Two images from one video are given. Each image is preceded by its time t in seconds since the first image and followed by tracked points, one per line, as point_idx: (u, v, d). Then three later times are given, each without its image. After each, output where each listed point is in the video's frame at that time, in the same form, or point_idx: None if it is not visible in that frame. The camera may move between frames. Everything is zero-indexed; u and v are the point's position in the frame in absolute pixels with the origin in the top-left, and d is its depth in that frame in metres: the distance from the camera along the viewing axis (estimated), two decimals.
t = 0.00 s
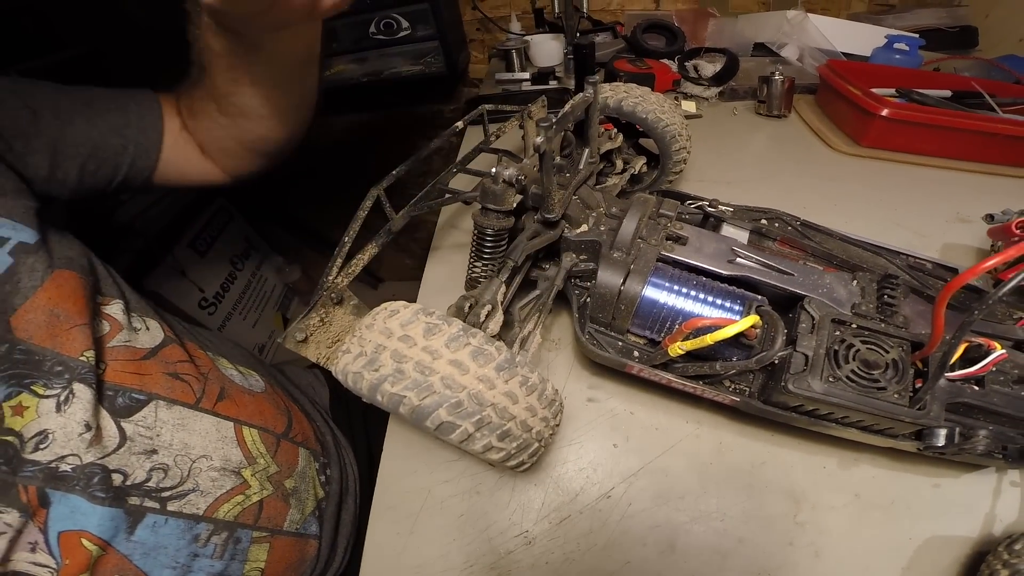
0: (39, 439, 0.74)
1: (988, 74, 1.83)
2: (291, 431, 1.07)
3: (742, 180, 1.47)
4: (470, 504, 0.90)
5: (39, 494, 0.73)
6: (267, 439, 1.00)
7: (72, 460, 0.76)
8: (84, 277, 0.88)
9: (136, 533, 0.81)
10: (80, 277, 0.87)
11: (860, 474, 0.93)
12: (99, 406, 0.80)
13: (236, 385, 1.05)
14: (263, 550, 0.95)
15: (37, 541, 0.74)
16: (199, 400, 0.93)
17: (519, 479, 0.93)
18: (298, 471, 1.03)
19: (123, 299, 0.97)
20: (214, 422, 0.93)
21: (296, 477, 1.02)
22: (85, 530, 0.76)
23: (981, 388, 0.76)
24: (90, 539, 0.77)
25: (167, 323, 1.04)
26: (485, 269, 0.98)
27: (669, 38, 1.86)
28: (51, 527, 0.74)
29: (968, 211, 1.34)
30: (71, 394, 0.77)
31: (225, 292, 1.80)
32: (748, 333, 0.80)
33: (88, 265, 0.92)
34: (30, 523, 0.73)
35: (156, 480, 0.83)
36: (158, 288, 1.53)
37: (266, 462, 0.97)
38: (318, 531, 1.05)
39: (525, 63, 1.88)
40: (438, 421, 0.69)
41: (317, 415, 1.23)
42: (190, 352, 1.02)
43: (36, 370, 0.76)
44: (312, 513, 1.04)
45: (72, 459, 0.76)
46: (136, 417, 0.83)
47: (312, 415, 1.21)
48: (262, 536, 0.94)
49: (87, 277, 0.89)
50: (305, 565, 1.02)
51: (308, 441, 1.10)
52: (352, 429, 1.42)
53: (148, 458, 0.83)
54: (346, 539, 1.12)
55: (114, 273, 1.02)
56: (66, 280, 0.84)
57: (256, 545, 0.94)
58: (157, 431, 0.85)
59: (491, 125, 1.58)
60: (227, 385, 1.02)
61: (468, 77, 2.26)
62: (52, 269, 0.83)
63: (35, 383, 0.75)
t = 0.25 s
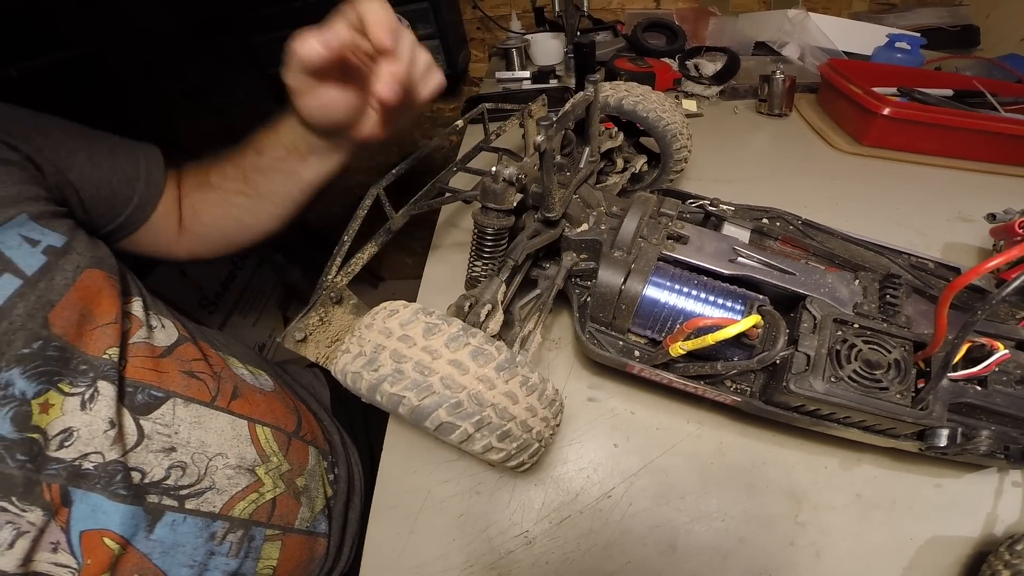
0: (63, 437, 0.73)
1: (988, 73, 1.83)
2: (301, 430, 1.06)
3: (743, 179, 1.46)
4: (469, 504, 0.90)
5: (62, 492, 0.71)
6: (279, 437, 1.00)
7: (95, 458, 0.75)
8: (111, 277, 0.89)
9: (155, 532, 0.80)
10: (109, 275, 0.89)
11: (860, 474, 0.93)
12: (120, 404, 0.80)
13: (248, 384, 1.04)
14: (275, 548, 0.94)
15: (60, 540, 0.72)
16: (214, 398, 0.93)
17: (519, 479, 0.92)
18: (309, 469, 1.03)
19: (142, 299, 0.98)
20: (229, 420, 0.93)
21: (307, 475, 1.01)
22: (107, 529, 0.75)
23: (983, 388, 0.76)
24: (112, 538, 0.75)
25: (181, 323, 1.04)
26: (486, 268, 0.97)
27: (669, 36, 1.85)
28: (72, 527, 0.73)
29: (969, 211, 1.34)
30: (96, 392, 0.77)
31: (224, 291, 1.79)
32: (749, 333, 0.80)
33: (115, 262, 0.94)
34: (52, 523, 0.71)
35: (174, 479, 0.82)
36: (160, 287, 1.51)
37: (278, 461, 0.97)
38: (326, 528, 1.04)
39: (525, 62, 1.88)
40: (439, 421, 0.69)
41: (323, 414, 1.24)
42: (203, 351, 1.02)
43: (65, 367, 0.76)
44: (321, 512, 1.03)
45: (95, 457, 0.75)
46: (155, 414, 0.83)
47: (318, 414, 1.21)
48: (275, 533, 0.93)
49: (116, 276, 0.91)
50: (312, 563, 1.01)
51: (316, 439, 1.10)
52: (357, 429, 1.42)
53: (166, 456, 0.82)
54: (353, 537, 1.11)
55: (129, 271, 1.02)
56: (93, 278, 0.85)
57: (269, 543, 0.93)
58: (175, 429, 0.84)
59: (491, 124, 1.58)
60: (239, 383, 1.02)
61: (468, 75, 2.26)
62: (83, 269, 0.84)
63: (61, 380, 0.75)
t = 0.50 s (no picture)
0: (96, 430, 0.81)
1: (988, 74, 1.84)
2: (317, 431, 1.15)
3: (742, 180, 1.47)
4: (470, 504, 0.90)
5: (94, 486, 0.80)
6: (298, 437, 1.08)
7: (126, 452, 0.82)
8: (143, 275, 0.98)
9: (183, 529, 0.88)
10: (141, 272, 0.98)
11: (859, 474, 0.93)
12: (153, 398, 0.88)
13: (268, 384, 1.13)
14: (293, 547, 1.02)
15: (85, 537, 0.79)
16: (238, 395, 1.01)
17: (520, 479, 0.93)
18: (325, 468, 1.11)
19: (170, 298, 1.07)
20: (252, 417, 1.01)
21: (323, 474, 1.10)
22: (135, 526, 0.83)
23: (982, 388, 0.77)
24: (140, 534, 0.83)
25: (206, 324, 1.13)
26: (487, 268, 0.98)
27: (669, 38, 1.86)
28: (100, 523, 0.81)
29: (968, 212, 1.34)
30: (130, 385, 0.85)
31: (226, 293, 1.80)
32: (748, 333, 0.80)
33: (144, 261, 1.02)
34: (84, 517, 0.79)
35: (202, 475, 0.90)
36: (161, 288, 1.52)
37: (298, 459, 1.05)
38: (340, 529, 1.13)
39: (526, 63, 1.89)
40: (440, 419, 0.69)
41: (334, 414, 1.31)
42: (226, 350, 1.11)
43: (102, 359, 0.85)
44: (336, 512, 1.12)
45: (126, 451, 0.82)
46: (185, 409, 0.92)
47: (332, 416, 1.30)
48: (294, 532, 1.01)
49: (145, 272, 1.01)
50: (325, 561, 1.10)
51: (331, 440, 1.18)
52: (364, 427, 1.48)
53: (195, 451, 0.90)
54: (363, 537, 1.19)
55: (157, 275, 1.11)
56: (127, 274, 0.94)
57: (287, 542, 1.01)
58: (202, 425, 0.93)
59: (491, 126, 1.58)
60: (261, 383, 1.11)
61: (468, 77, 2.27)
62: (119, 264, 0.93)
63: (98, 373, 0.83)
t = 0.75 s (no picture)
0: (138, 413, 0.85)
1: (981, 80, 1.86)
2: (334, 426, 1.20)
3: (739, 186, 1.49)
4: (470, 505, 0.92)
5: (134, 468, 0.83)
6: (318, 429, 1.13)
7: (164, 435, 0.86)
8: (179, 263, 1.03)
9: (214, 514, 0.91)
10: (177, 262, 1.02)
11: (855, 475, 0.95)
12: (191, 382, 0.92)
13: (289, 378, 1.18)
14: (314, 537, 1.05)
15: (123, 522, 0.82)
16: (266, 385, 1.06)
17: (520, 480, 0.94)
18: (341, 460, 1.16)
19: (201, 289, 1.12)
20: (279, 407, 1.05)
21: (340, 467, 1.15)
22: (172, 509, 0.85)
23: (971, 388, 0.79)
24: (175, 518, 0.86)
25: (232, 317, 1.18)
26: (487, 274, 1.00)
27: (667, 46, 1.90)
28: (139, 506, 0.83)
29: (961, 217, 1.37)
30: (171, 370, 0.89)
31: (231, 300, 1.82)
32: (741, 335, 0.83)
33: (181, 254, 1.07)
34: (123, 501, 0.82)
35: (234, 460, 0.94)
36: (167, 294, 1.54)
37: (319, 450, 1.09)
38: (354, 522, 1.19)
39: (526, 72, 1.92)
40: (443, 417, 0.71)
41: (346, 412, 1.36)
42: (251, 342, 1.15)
43: (146, 343, 0.89)
44: (351, 505, 1.17)
45: (165, 435, 0.86)
46: (218, 396, 0.96)
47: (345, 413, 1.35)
48: (314, 522, 1.05)
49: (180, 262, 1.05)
50: (340, 552, 1.15)
51: (345, 436, 1.24)
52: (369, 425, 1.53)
53: (228, 437, 0.94)
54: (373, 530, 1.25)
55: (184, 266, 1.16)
56: (167, 264, 0.98)
57: (308, 531, 1.04)
58: (235, 412, 0.97)
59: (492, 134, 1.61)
60: (284, 377, 1.16)
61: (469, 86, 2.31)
62: (160, 254, 0.98)
63: (142, 357, 0.87)
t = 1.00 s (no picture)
0: (155, 401, 0.85)
1: (986, 77, 1.84)
2: (341, 418, 1.19)
3: (741, 182, 1.47)
4: (469, 504, 0.91)
5: (151, 457, 0.83)
6: (326, 421, 1.12)
7: (180, 425, 0.86)
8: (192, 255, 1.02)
9: (227, 504, 0.91)
10: (190, 251, 1.02)
11: (858, 475, 0.94)
12: (206, 370, 0.91)
13: (298, 370, 1.17)
14: (321, 529, 1.06)
15: (139, 513, 0.82)
16: (277, 376, 1.05)
17: (519, 479, 0.93)
18: (348, 452, 1.16)
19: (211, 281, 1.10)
20: (290, 398, 1.04)
21: (347, 459, 1.14)
22: (187, 499, 0.86)
23: (979, 388, 0.77)
24: (191, 508, 0.86)
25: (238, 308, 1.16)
26: (486, 270, 0.99)
27: (669, 40, 1.87)
28: (155, 496, 0.84)
29: (966, 213, 1.35)
30: (185, 358, 0.89)
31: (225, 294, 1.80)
32: (746, 334, 0.81)
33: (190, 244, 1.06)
34: (139, 491, 0.82)
35: (246, 450, 0.94)
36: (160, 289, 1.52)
37: (327, 442, 1.09)
38: (360, 514, 1.19)
39: (526, 65, 1.89)
40: (440, 419, 0.70)
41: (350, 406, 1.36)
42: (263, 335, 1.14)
43: (162, 334, 0.88)
44: (357, 497, 1.17)
45: (181, 424, 0.86)
46: (232, 385, 0.95)
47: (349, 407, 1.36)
48: (322, 513, 1.05)
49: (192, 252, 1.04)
50: (345, 545, 1.15)
51: (352, 430, 1.23)
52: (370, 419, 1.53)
53: (241, 427, 0.94)
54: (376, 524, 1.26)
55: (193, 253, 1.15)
56: (181, 253, 0.98)
57: (316, 523, 1.05)
58: (248, 402, 0.96)
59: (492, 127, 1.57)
60: (292, 368, 1.14)
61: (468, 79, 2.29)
62: (173, 244, 0.97)
63: (157, 345, 0.87)
